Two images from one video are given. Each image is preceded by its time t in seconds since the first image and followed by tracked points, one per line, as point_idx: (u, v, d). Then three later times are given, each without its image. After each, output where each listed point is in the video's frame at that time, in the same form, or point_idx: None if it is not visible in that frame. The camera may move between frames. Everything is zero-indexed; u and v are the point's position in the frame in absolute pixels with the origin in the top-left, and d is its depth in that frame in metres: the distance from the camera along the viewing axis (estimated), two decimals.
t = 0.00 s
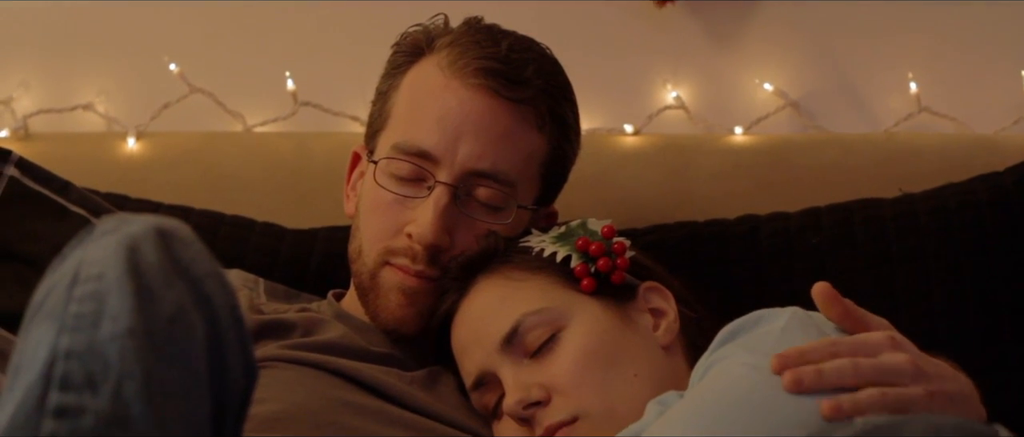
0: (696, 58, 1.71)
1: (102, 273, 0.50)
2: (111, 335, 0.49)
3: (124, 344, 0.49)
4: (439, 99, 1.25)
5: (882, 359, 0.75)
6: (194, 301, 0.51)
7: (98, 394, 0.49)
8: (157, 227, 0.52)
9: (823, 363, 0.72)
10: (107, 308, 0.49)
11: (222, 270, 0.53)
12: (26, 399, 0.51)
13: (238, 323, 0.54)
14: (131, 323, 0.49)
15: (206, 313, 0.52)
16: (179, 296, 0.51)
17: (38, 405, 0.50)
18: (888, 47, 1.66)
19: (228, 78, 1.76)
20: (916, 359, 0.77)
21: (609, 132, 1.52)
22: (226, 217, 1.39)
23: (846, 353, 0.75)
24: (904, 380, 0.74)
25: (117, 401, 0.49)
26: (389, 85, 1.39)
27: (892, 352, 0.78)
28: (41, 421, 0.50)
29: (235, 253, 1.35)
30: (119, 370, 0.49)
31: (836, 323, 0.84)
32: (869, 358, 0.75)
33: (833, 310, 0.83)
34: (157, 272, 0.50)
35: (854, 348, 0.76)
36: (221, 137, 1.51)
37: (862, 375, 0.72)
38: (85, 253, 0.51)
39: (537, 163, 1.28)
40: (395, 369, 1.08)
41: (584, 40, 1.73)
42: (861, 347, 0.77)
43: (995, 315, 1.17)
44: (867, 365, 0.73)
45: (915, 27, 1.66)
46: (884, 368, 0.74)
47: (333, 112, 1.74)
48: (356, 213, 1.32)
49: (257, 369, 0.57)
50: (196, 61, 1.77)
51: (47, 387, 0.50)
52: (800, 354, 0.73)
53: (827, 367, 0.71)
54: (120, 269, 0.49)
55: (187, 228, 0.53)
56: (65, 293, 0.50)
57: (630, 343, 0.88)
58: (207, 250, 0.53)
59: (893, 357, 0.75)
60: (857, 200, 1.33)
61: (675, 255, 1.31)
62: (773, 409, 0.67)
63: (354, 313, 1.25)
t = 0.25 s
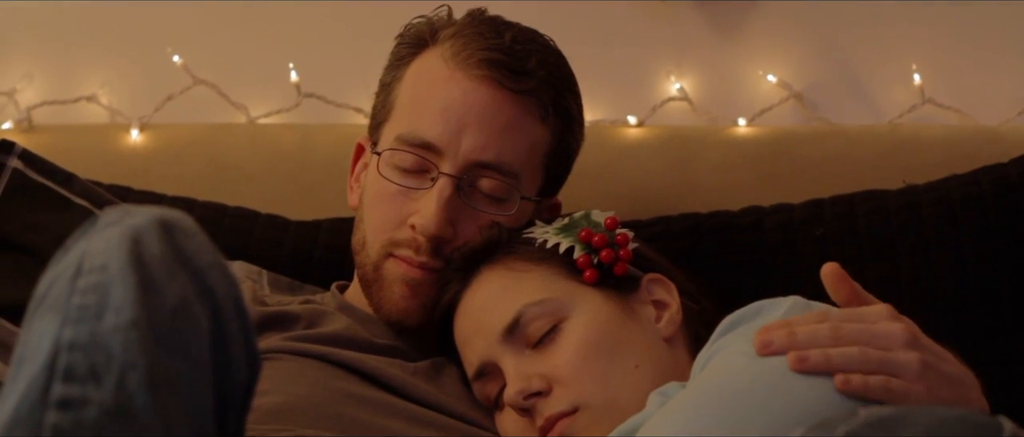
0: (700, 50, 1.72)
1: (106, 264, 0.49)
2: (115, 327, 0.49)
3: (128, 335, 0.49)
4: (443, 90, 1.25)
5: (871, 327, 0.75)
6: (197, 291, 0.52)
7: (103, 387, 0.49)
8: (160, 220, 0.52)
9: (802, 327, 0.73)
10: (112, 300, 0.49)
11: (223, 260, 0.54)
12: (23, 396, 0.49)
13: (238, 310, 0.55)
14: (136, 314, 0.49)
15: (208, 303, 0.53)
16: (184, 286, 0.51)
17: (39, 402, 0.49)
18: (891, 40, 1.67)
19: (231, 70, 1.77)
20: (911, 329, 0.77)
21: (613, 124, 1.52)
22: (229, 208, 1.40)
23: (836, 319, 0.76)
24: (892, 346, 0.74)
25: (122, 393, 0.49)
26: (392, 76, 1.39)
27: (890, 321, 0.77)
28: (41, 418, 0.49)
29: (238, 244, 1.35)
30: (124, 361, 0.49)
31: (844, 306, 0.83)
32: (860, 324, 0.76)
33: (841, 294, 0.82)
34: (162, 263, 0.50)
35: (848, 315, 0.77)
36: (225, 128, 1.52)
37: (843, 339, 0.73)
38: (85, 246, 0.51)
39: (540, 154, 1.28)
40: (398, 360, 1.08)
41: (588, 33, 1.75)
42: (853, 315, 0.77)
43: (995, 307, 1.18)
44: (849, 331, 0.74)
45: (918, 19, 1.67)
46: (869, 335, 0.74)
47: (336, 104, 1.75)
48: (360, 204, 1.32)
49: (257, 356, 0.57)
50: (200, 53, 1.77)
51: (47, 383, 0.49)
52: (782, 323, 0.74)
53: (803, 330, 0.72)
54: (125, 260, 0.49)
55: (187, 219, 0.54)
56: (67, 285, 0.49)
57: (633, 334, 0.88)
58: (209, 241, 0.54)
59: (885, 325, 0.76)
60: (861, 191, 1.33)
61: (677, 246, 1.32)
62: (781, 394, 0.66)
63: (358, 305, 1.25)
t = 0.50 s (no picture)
0: (702, 44, 1.72)
1: (109, 258, 0.47)
2: (118, 320, 0.46)
3: (130, 331, 0.46)
4: (446, 83, 1.25)
5: (879, 300, 0.78)
6: (202, 287, 0.49)
7: (106, 381, 0.46)
8: (161, 213, 0.50)
9: (809, 298, 0.77)
10: (114, 293, 0.46)
11: (226, 255, 0.51)
12: (25, 391, 0.47)
13: (241, 307, 0.52)
14: (139, 307, 0.46)
15: (213, 299, 0.50)
16: (187, 280, 0.48)
17: (40, 398, 0.46)
18: (893, 34, 1.67)
19: (234, 64, 1.77)
20: (922, 302, 0.78)
21: (615, 119, 1.52)
22: (232, 202, 1.40)
23: (846, 292, 0.79)
24: (897, 317, 0.76)
25: (125, 387, 0.47)
26: (395, 70, 1.39)
27: (903, 293, 0.79)
28: (42, 414, 0.46)
29: (241, 238, 1.35)
30: (126, 355, 0.46)
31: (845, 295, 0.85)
32: (870, 296, 0.78)
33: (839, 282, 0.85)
34: (164, 258, 0.48)
35: (858, 288, 0.79)
36: (227, 121, 1.52)
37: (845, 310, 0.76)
38: (90, 238, 0.48)
39: (543, 148, 1.28)
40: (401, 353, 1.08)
41: (591, 27, 1.75)
42: (864, 287, 0.79)
43: (996, 302, 1.18)
44: (852, 304, 0.77)
45: (920, 13, 1.67)
46: (876, 307, 0.77)
47: (339, 98, 1.75)
48: (362, 198, 1.32)
49: (261, 352, 0.55)
50: (202, 47, 1.78)
51: (49, 377, 0.46)
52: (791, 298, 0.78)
53: (805, 302, 0.76)
54: (126, 254, 0.47)
55: (192, 213, 0.51)
56: (70, 279, 0.47)
57: (635, 326, 0.88)
58: (212, 235, 0.51)
59: (895, 297, 0.78)
60: (863, 185, 1.33)
61: (679, 239, 1.32)
62: (788, 376, 0.63)
63: (361, 299, 1.25)
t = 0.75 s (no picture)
0: (706, 37, 1.72)
1: (111, 251, 0.44)
2: (121, 315, 0.44)
3: (134, 327, 0.44)
4: (448, 76, 1.25)
5: (886, 294, 0.78)
6: (206, 282, 0.46)
7: (109, 375, 0.44)
8: (164, 205, 0.46)
9: (815, 290, 0.77)
10: (117, 287, 0.44)
11: (231, 248, 0.48)
12: (26, 385, 0.45)
13: (247, 301, 0.49)
14: (142, 302, 0.44)
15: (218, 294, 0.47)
16: (191, 275, 0.45)
17: (42, 390, 0.44)
18: (896, 28, 1.68)
19: (237, 58, 1.78)
20: (928, 296, 0.78)
21: (618, 113, 1.52)
22: (235, 196, 1.40)
23: (852, 285, 0.79)
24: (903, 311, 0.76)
25: (128, 381, 0.44)
26: (397, 64, 1.39)
27: (908, 287, 0.79)
28: (46, 407, 0.44)
29: (244, 231, 1.35)
30: (129, 349, 0.44)
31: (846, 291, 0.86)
32: (877, 290, 0.78)
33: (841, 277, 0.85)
34: (169, 253, 0.44)
35: (865, 281, 0.80)
36: (230, 115, 1.52)
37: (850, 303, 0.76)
38: (90, 230, 0.45)
39: (545, 141, 1.28)
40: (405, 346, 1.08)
41: (594, 21, 1.75)
42: (870, 281, 0.80)
43: (999, 297, 1.18)
44: (859, 297, 0.77)
45: (924, 7, 1.67)
46: (882, 300, 0.77)
47: (342, 92, 1.75)
48: (366, 192, 1.32)
49: (265, 343, 0.52)
50: (205, 41, 1.78)
51: (51, 372, 0.44)
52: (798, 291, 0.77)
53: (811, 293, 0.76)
54: (130, 248, 0.44)
55: (196, 204, 0.47)
56: (72, 271, 0.44)
57: (637, 320, 0.88)
58: (217, 228, 0.47)
59: (901, 291, 0.78)
60: (866, 179, 1.33)
61: (683, 233, 1.32)
62: (788, 370, 0.63)
63: (364, 292, 1.25)
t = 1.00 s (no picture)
0: (711, 31, 1.72)
1: (116, 245, 0.44)
2: (126, 308, 0.43)
3: (137, 320, 0.43)
4: (453, 70, 1.25)
5: (879, 305, 0.77)
6: (210, 276, 0.46)
7: (113, 369, 0.43)
8: (169, 198, 0.46)
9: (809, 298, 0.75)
10: (121, 281, 0.43)
11: (236, 242, 0.48)
12: (31, 378, 0.44)
13: (252, 297, 0.49)
14: (146, 296, 0.43)
15: (222, 288, 0.47)
16: (195, 269, 0.45)
17: (48, 385, 0.44)
18: (901, 21, 1.67)
19: (242, 51, 1.78)
20: (920, 311, 0.78)
21: (623, 106, 1.52)
22: (240, 189, 1.40)
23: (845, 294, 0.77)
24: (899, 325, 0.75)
25: (132, 375, 0.43)
26: (401, 58, 1.39)
27: (902, 302, 0.78)
28: (51, 401, 0.44)
29: (248, 225, 1.36)
30: (133, 343, 0.43)
31: (856, 278, 0.84)
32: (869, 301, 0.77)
33: (855, 263, 0.83)
34: (173, 246, 0.44)
35: (857, 291, 0.78)
36: (234, 108, 1.52)
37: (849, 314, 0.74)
38: (95, 225, 0.45)
39: (549, 134, 1.28)
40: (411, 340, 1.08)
41: (599, 14, 1.75)
42: (862, 291, 0.79)
43: (1002, 290, 1.18)
44: (854, 307, 0.75)
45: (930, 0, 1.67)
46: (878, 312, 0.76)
47: (347, 85, 1.75)
48: (370, 185, 1.32)
49: (272, 339, 0.52)
50: (209, 35, 1.78)
51: (56, 364, 0.43)
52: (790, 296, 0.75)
53: (805, 302, 0.73)
54: (134, 241, 0.44)
55: (201, 199, 0.47)
56: (78, 265, 0.44)
57: (642, 313, 0.87)
58: (221, 222, 0.47)
59: (892, 304, 0.77)
60: (870, 172, 1.33)
61: (687, 227, 1.32)
62: (792, 366, 0.63)
63: (368, 286, 1.25)
